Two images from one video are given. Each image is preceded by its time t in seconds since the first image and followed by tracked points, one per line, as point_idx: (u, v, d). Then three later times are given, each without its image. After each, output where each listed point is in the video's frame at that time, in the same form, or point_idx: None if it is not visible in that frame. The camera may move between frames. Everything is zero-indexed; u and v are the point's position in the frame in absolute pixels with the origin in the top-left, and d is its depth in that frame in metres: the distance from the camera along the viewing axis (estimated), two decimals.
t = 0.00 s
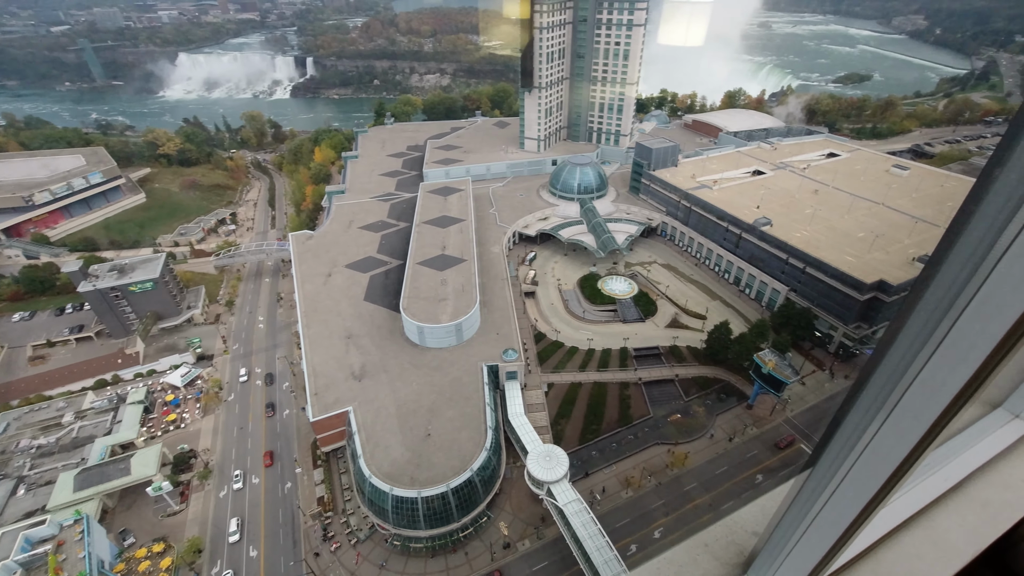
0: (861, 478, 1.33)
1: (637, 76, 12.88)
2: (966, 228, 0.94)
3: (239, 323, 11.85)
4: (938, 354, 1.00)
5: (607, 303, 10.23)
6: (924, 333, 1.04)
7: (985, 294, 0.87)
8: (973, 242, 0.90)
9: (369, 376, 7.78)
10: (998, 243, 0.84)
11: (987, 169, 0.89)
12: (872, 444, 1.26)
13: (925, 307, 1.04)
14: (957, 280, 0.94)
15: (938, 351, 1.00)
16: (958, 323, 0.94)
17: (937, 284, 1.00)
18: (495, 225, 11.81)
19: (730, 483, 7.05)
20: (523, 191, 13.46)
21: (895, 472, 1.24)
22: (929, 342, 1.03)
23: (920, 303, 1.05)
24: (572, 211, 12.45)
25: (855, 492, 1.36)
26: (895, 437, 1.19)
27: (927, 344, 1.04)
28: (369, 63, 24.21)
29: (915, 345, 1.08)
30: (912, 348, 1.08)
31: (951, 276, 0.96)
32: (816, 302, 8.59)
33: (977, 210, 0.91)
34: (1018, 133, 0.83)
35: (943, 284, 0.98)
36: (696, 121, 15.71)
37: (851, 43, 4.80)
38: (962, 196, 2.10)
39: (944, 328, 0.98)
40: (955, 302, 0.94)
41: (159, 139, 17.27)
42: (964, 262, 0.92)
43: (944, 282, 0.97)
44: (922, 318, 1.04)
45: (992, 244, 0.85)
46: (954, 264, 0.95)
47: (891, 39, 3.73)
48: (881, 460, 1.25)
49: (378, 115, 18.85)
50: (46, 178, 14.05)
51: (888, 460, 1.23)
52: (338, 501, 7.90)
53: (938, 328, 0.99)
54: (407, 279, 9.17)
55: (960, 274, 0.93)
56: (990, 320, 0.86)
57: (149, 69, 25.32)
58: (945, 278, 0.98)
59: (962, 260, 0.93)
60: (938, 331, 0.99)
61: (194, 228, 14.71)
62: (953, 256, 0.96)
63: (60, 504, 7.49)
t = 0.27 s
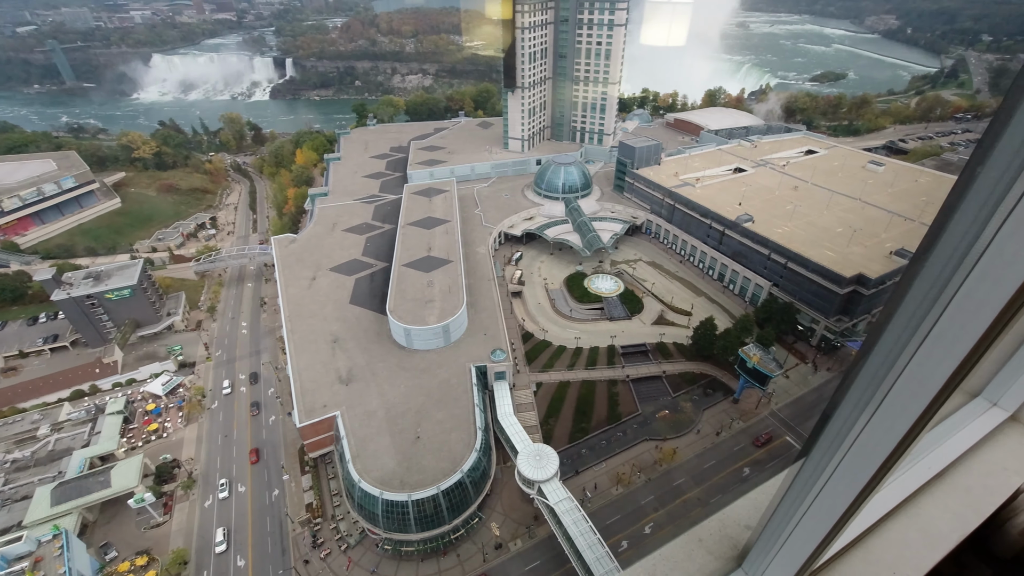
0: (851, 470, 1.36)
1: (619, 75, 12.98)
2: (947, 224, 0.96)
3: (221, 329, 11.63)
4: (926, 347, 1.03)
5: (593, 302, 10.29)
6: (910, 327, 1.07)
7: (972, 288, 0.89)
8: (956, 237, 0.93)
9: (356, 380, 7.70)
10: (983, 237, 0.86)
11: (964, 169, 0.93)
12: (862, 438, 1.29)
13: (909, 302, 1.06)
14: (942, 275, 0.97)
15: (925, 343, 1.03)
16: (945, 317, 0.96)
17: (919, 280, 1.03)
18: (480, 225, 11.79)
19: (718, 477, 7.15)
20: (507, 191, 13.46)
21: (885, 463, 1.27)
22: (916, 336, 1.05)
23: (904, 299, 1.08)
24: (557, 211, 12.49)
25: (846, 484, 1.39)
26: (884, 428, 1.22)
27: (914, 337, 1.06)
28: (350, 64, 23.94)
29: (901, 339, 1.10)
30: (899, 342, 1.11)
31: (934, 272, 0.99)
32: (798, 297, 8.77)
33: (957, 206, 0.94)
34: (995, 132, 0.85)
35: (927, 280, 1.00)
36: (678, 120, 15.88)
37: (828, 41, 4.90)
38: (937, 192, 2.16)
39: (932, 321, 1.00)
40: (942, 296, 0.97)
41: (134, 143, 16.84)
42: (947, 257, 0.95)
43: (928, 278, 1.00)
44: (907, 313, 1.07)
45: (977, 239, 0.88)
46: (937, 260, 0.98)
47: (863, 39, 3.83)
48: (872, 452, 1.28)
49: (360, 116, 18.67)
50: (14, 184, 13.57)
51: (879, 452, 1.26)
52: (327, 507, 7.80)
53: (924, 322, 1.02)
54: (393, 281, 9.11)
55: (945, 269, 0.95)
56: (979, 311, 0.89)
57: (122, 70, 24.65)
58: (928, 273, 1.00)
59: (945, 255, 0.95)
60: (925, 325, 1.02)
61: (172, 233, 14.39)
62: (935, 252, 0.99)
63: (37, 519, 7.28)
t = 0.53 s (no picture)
0: (853, 479, 1.33)
1: (608, 84, 13.11)
2: (946, 227, 0.95)
3: (211, 342, 11.47)
4: (925, 353, 1.01)
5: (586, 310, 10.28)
6: (911, 332, 1.05)
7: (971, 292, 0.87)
8: (955, 241, 0.91)
9: (349, 392, 7.60)
10: (980, 239, 0.84)
11: (962, 171, 0.91)
12: (864, 446, 1.27)
13: (909, 307, 1.05)
14: (940, 280, 0.95)
15: (926, 347, 1.01)
16: (944, 322, 0.94)
17: (920, 284, 1.01)
18: (473, 234, 11.78)
19: (714, 484, 7.10)
20: (500, 200, 13.48)
21: (888, 471, 1.25)
22: (916, 340, 1.03)
23: (905, 303, 1.06)
24: (550, 219, 12.53)
25: (849, 493, 1.36)
26: (886, 436, 1.20)
27: (914, 344, 1.04)
28: (341, 75, 23.96)
29: (902, 345, 1.08)
30: (899, 347, 1.09)
31: (933, 275, 0.97)
32: (789, 302, 8.82)
33: (955, 209, 0.92)
34: (991, 138, 0.84)
35: (925, 284, 0.99)
36: (667, 128, 16.05)
37: (811, 52, 4.95)
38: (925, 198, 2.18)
39: (930, 326, 0.98)
40: (941, 300, 0.95)
41: (122, 155, 16.68)
42: (946, 261, 0.93)
43: (927, 282, 0.98)
44: (908, 318, 1.05)
45: (973, 242, 0.86)
46: (936, 264, 0.96)
47: (847, 48, 3.89)
48: (873, 460, 1.25)
49: (351, 126, 18.67)
50: None
51: (882, 460, 1.23)
52: (320, 522, 7.64)
53: (923, 327, 1.00)
54: (385, 291, 9.05)
55: (943, 273, 0.94)
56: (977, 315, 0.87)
57: (110, 82, 24.48)
58: (929, 277, 0.98)
59: (944, 258, 0.94)
60: (925, 330, 1.00)
61: (162, 245, 14.22)
62: (934, 255, 0.97)
63: (19, 541, 7.07)
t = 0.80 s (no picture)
0: (861, 515, 1.32)
1: (602, 116, 13.47)
2: (948, 256, 0.98)
3: (204, 371, 11.30)
4: (932, 377, 1.03)
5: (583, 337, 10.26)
6: (917, 358, 1.07)
7: (972, 318, 0.90)
8: (955, 268, 0.95)
9: (343, 421, 7.45)
10: (979, 266, 0.88)
11: (960, 203, 0.95)
12: (871, 479, 1.26)
13: (916, 333, 1.07)
14: (945, 305, 0.98)
15: (933, 373, 1.02)
16: (949, 346, 0.97)
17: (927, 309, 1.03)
18: (469, 262, 11.84)
19: (716, 515, 6.91)
20: (496, 228, 13.61)
21: (896, 509, 1.23)
22: (924, 366, 1.05)
23: (912, 329, 1.09)
24: (546, 246, 12.63)
25: (857, 529, 1.34)
26: (893, 469, 1.20)
27: (922, 369, 1.06)
28: (341, 107, 24.53)
29: (910, 371, 1.10)
30: (908, 373, 1.11)
31: (938, 301, 1.00)
32: (784, 328, 8.93)
33: (955, 238, 0.97)
34: (976, 182, 0.91)
35: (931, 309, 1.02)
36: (660, 157, 16.40)
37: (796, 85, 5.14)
38: (915, 225, 2.21)
39: (936, 351, 1.01)
40: (945, 324, 0.98)
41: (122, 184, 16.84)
42: (948, 287, 0.96)
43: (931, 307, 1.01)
44: (914, 343, 1.08)
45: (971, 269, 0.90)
46: (940, 290, 0.99)
47: (831, 82, 4.04)
48: (882, 495, 1.24)
49: (349, 156, 19.00)
50: None
51: (889, 494, 1.22)
52: (310, 558, 7.34)
53: (929, 353, 1.03)
54: (381, 318, 9.00)
55: (947, 298, 0.97)
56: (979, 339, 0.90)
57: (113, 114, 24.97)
58: (935, 303, 1.01)
59: (946, 284, 0.97)
60: (932, 355, 1.02)
61: (157, 273, 14.17)
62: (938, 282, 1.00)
63: None
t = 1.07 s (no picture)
0: (872, 558, 1.27)
1: (597, 154, 13.86)
2: (950, 287, 1.06)
3: (195, 409, 11.05)
4: (936, 404, 1.06)
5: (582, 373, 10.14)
6: (926, 387, 1.11)
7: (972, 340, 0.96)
8: (957, 297, 1.02)
9: (336, 461, 7.23)
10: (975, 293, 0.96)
11: (962, 238, 1.04)
12: (883, 519, 1.24)
13: (925, 362, 1.12)
14: (949, 330, 1.04)
15: (937, 400, 1.06)
16: (951, 371, 1.02)
17: (933, 337, 1.09)
18: (467, 297, 11.85)
19: (723, 559, 6.58)
20: (493, 263, 13.72)
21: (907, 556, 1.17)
22: (929, 394, 1.09)
23: (920, 360, 1.14)
24: (543, 281, 12.70)
25: None
26: (904, 507, 1.17)
27: (928, 398, 1.10)
28: (343, 146, 25.16)
29: (918, 399, 1.14)
30: (916, 401, 1.15)
31: (944, 328, 1.06)
32: (785, 363, 8.70)
33: (954, 269, 1.05)
34: (974, 215, 1.01)
35: (937, 336, 1.08)
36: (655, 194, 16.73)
37: (785, 125, 5.31)
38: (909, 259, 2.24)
39: (939, 377, 1.06)
40: (949, 351, 1.03)
41: (123, 221, 16.97)
42: (950, 316, 1.04)
43: (939, 334, 1.07)
44: (923, 373, 1.13)
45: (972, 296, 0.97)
46: (944, 318, 1.06)
47: (818, 122, 4.19)
48: (893, 536, 1.20)
49: (350, 194, 19.35)
50: None
51: (900, 536, 1.19)
52: None
53: (935, 379, 1.07)
54: (378, 354, 8.91)
55: (949, 328, 1.04)
56: (967, 362, 0.95)
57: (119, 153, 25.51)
58: (939, 330, 1.08)
59: (951, 311, 1.04)
60: (936, 381, 1.07)
61: (152, 308, 14.09)
62: (942, 313, 1.07)
63: None
